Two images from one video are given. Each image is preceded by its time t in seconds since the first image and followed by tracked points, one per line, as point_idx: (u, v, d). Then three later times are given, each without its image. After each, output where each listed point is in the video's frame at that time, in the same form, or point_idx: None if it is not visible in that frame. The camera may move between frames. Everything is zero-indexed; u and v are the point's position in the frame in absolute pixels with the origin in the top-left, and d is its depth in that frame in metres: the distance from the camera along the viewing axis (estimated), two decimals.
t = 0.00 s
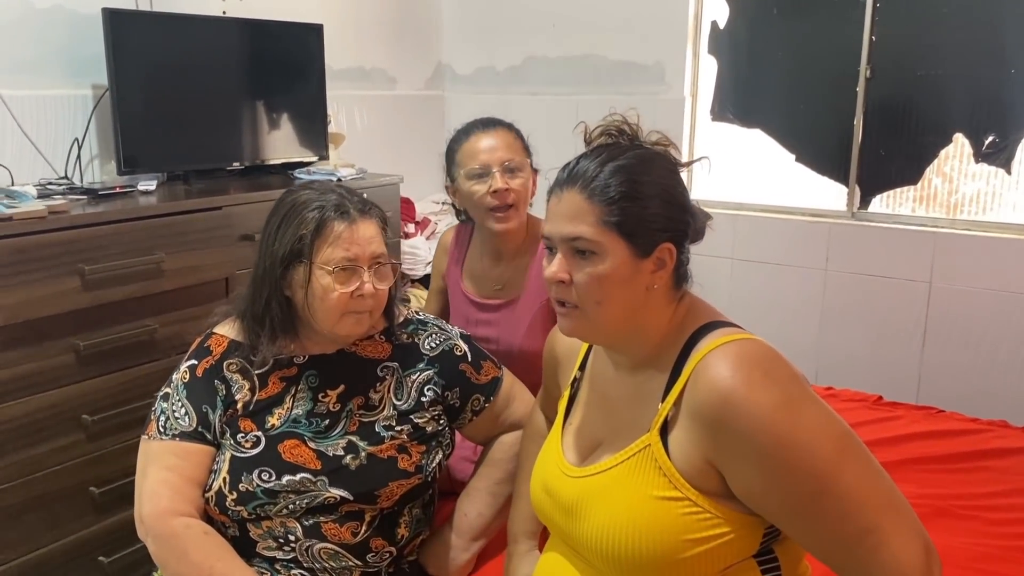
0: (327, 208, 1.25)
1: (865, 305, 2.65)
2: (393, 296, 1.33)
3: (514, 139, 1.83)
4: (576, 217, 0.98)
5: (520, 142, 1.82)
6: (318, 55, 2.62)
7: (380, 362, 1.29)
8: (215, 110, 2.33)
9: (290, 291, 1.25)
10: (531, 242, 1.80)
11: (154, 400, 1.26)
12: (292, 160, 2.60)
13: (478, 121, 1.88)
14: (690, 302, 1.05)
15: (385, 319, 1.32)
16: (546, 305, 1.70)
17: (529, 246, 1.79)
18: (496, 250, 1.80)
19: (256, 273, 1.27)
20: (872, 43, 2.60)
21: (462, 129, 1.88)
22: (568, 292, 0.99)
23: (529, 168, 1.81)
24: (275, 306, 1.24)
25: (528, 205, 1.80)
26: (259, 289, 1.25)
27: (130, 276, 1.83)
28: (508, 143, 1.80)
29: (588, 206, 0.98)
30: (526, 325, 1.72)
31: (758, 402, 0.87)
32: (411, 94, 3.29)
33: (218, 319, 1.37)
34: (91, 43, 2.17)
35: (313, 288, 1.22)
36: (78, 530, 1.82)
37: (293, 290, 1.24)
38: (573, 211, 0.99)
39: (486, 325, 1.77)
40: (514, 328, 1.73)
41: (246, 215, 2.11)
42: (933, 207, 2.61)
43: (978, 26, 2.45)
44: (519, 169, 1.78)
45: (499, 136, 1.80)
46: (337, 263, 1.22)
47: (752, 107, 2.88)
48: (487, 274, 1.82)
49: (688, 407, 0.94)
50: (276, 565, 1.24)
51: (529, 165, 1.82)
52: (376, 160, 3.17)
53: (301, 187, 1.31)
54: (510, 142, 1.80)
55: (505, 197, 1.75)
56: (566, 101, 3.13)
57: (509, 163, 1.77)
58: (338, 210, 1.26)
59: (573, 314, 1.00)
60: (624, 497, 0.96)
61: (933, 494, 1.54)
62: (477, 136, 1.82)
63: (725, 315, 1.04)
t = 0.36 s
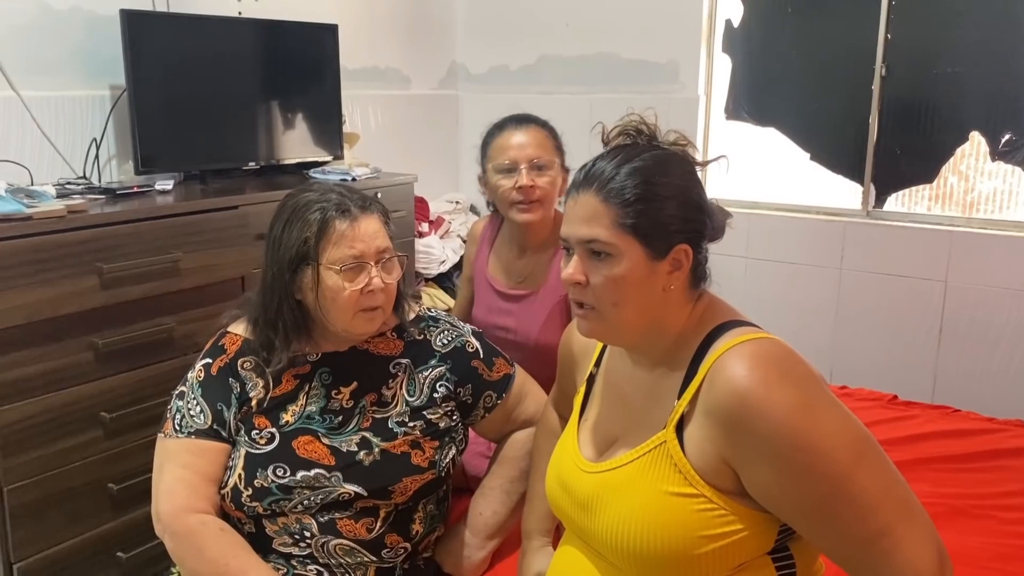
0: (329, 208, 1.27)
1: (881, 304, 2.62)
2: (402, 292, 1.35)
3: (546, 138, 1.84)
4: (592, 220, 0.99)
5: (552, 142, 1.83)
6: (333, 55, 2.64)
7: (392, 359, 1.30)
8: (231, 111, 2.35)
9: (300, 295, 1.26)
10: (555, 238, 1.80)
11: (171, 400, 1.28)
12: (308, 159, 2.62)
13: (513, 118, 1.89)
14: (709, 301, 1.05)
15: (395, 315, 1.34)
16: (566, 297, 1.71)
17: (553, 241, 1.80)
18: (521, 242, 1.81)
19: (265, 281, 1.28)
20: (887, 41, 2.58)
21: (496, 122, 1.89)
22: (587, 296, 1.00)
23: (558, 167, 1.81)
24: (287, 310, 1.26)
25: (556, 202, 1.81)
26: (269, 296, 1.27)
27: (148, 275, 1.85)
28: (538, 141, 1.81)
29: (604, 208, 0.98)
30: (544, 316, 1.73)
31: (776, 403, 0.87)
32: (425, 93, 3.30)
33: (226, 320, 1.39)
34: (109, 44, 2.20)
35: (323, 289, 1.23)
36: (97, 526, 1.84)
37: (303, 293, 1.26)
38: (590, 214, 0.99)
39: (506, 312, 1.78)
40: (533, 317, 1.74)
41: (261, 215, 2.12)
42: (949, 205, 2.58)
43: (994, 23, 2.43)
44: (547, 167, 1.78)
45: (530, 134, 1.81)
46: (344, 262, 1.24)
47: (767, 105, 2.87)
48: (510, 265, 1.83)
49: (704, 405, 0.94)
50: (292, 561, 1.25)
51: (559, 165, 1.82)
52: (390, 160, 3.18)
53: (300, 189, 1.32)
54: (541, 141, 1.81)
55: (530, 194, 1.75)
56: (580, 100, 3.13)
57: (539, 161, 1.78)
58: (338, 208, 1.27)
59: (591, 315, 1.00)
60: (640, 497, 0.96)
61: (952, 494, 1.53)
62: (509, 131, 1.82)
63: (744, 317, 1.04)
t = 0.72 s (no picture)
0: (329, 205, 1.29)
1: (890, 301, 2.63)
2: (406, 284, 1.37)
3: (568, 138, 1.87)
4: (606, 214, 1.01)
5: (571, 143, 1.87)
6: (345, 54, 2.67)
7: (399, 350, 1.32)
8: (245, 109, 2.38)
9: (305, 292, 1.29)
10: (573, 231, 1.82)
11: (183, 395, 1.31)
12: (321, 157, 2.65)
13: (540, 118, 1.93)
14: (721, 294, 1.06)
15: (401, 307, 1.36)
16: (576, 285, 1.72)
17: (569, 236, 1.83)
18: (541, 234, 1.86)
19: (269, 281, 1.30)
20: (896, 39, 2.59)
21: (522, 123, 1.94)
22: (600, 288, 1.02)
23: (576, 168, 1.85)
24: (293, 309, 1.28)
25: (575, 201, 1.84)
26: (273, 295, 1.29)
27: (164, 271, 1.88)
28: (557, 142, 1.85)
29: (617, 202, 1.00)
30: (556, 302, 1.75)
31: (785, 395, 0.90)
32: (436, 92, 3.33)
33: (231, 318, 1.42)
34: (126, 43, 2.23)
35: (326, 285, 1.26)
36: (115, 518, 1.87)
37: (308, 290, 1.28)
38: (604, 207, 1.01)
39: (522, 296, 1.82)
40: (546, 302, 1.77)
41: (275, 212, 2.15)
42: (957, 202, 2.59)
43: (1003, 21, 2.44)
44: (562, 169, 1.83)
45: (550, 135, 1.86)
46: (346, 258, 1.26)
47: (776, 103, 2.88)
48: (531, 255, 1.88)
49: (716, 396, 0.96)
50: (307, 550, 1.28)
51: (576, 166, 1.86)
52: (401, 158, 3.20)
53: (298, 188, 1.34)
54: (560, 143, 1.85)
55: (542, 194, 1.81)
56: (590, 99, 3.14)
57: (553, 162, 1.83)
58: (337, 204, 1.30)
59: (603, 307, 1.02)
60: (652, 485, 0.98)
61: (960, 487, 1.54)
62: (531, 132, 1.88)
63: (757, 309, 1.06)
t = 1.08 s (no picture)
0: (328, 200, 1.32)
1: (895, 296, 2.65)
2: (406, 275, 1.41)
3: (580, 136, 1.93)
4: (614, 206, 1.04)
5: (585, 140, 1.92)
6: (354, 53, 2.71)
7: (402, 339, 1.36)
8: (257, 106, 2.41)
9: (309, 286, 1.32)
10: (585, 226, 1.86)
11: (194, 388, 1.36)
12: (331, 154, 2.69)
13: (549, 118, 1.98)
14: (728, 284, 1.09)
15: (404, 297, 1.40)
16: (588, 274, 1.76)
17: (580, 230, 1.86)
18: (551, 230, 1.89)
19: (273, 277, 1.34)
20: (900, 36, 2.61)
21: (533, 122, 1.99)
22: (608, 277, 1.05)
23: (592, 163, 1.89)
24: (297, 304, 1.32)
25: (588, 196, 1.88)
26: (277, 292, 1.33)
27: (180, 265, 1.91)
28: (572, 139, 1.90)
29: (625, 195, 1.03)
30: (567, 292, 1.78)
31: (788, 382, 0.92)
32: (444, 90, 3.36)
33: (239, 313, 1.46)
34: (141, 42, 2.27)
35: (329, 279, 1.29)
36: (132, 507, 1.91)
37: (311, 285, 1.32)
38: (613, 200, 1.04)
39: (532, 288, 1.85)
40: (556, 292, 1.80)
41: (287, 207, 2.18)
42: (961, 198, 2.61)
43: (1006, 19, 2.46)
44: (580, 163, 1.87)
45: (565, 133, 1.90)
46: (346, 252, 1.29)
47: (781, 101, 2.91)
48: (541, 250, 1.90)
49: (721, 384, 0.98)
50: (319, 534, 1.32)
51: (591, 162, 1.90)
52: (410, 155, 3.24)
53: (297, 185, 1.38)
54: (575, 139, 1.90)
55: (564, 186, 1.83)
56: (597, 96, 3.17)
57: (571, 156, 1.87)
58: (335, 200, 1.33)
59: (612, 296, 1.06)
60: (659, 469, 1.00)
61: (962, 476, 1.57)
62: (545, 130, 1.92)
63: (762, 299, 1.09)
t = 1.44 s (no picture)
0: (337, 192, 1.38)
1: (895, 291, 2.70)
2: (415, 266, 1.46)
3: (567, 127, 1.94)
4: (617, 201, 1.09)
5: (572, 130, 1.92)
6: (364, 53, 2.77)
7: (412, 327, 1.41)
8: (270, 106, 2.47)
9: (322, 278, 1.38)
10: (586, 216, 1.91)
11: (213, 378, 1.41)
12: (341, 152, 2.75)
13: (532, 114, 1.98)
14: (729, 276, 1.15)
15: (414, 289, 1.45)
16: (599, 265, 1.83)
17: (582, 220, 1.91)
18: (553, 223, 1.93)
19: (286, 270, 1.40)
20: (900, 37, 2.66)
21: (517, 122, 1.98)
22: (610, 268, 1.11)
23: (582, 152, 1.91)
24: (310, 295, 1.37)
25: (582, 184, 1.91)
26: (291, 284, 1.38)
27: (197, 260, 1.97)
28: (561, 132, 1.90)
29: (628, 191, 1.08)
30: (580, 284, 1.86)
31: (787, 366, 0.96)
32: (451, 89, 3.41)
33: (252, 307, 1.52)
34: (158, 43, 2.33)
35: (341, 268, 1.35)
36: (150, 495, 1.96)
37: (324, 275, 1.37)
38: (616, 195, 1.10)
39: (541, 283, 1.90)
40: (567, 286, 1.87)
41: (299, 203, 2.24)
42: (959, 195, 2.66)
43: (1003, 19, 2.51)
44: (571, 153, 1.88)
45: (552, 126, 1.90)
46: (357, 241, 1.35)
47: (783, 100, 2.96)
48: (545, 244, 1.95)
49: (722, 370, 1.02)
50: (334, 515, 1.37)
51: (581, 150, 1.91)
52: (418, 153, 3.29)
53: (306, 181, 1.44)
54: (563, 131, 1.90)
55: (559, 179, 1.86)
56: (602, 95, 3.22)
57: (562, 149, 1.87)
58: (344, 192, 1.39)
59: (614, 286, 1.12)
60: (663, 448, 1.03)
61: (957, 462, 1.61)
62: (532, 127, 1.92)
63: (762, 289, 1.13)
